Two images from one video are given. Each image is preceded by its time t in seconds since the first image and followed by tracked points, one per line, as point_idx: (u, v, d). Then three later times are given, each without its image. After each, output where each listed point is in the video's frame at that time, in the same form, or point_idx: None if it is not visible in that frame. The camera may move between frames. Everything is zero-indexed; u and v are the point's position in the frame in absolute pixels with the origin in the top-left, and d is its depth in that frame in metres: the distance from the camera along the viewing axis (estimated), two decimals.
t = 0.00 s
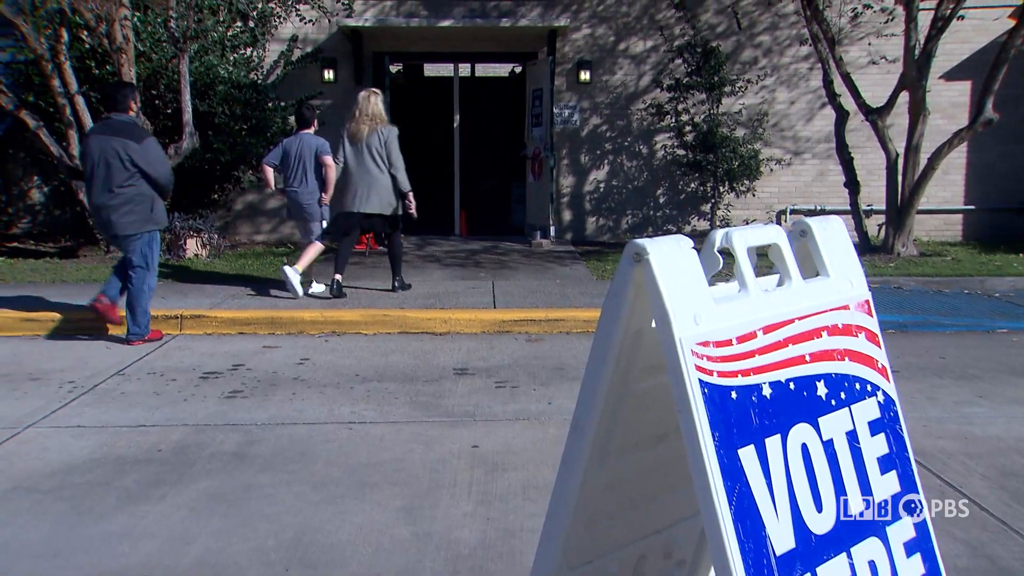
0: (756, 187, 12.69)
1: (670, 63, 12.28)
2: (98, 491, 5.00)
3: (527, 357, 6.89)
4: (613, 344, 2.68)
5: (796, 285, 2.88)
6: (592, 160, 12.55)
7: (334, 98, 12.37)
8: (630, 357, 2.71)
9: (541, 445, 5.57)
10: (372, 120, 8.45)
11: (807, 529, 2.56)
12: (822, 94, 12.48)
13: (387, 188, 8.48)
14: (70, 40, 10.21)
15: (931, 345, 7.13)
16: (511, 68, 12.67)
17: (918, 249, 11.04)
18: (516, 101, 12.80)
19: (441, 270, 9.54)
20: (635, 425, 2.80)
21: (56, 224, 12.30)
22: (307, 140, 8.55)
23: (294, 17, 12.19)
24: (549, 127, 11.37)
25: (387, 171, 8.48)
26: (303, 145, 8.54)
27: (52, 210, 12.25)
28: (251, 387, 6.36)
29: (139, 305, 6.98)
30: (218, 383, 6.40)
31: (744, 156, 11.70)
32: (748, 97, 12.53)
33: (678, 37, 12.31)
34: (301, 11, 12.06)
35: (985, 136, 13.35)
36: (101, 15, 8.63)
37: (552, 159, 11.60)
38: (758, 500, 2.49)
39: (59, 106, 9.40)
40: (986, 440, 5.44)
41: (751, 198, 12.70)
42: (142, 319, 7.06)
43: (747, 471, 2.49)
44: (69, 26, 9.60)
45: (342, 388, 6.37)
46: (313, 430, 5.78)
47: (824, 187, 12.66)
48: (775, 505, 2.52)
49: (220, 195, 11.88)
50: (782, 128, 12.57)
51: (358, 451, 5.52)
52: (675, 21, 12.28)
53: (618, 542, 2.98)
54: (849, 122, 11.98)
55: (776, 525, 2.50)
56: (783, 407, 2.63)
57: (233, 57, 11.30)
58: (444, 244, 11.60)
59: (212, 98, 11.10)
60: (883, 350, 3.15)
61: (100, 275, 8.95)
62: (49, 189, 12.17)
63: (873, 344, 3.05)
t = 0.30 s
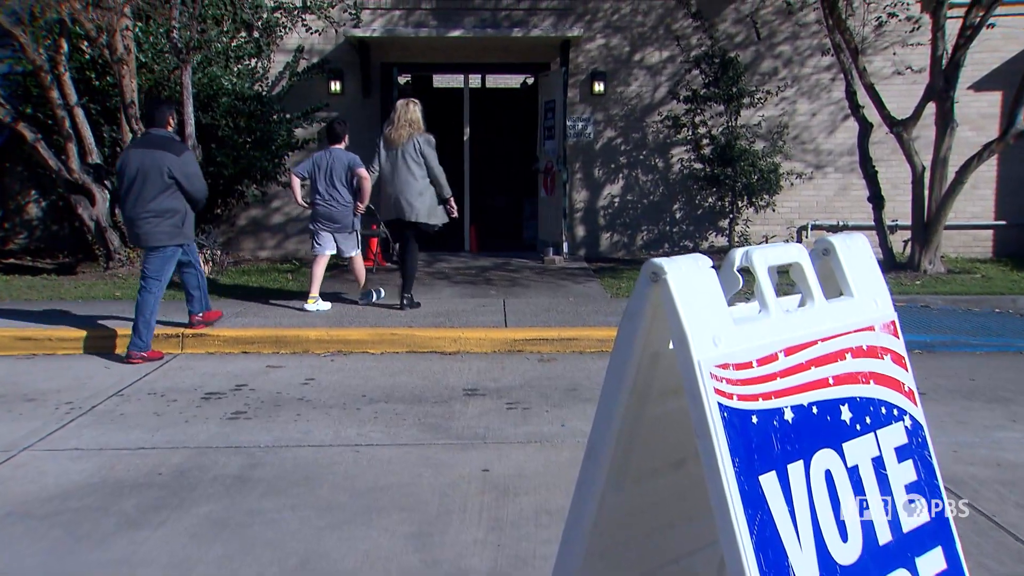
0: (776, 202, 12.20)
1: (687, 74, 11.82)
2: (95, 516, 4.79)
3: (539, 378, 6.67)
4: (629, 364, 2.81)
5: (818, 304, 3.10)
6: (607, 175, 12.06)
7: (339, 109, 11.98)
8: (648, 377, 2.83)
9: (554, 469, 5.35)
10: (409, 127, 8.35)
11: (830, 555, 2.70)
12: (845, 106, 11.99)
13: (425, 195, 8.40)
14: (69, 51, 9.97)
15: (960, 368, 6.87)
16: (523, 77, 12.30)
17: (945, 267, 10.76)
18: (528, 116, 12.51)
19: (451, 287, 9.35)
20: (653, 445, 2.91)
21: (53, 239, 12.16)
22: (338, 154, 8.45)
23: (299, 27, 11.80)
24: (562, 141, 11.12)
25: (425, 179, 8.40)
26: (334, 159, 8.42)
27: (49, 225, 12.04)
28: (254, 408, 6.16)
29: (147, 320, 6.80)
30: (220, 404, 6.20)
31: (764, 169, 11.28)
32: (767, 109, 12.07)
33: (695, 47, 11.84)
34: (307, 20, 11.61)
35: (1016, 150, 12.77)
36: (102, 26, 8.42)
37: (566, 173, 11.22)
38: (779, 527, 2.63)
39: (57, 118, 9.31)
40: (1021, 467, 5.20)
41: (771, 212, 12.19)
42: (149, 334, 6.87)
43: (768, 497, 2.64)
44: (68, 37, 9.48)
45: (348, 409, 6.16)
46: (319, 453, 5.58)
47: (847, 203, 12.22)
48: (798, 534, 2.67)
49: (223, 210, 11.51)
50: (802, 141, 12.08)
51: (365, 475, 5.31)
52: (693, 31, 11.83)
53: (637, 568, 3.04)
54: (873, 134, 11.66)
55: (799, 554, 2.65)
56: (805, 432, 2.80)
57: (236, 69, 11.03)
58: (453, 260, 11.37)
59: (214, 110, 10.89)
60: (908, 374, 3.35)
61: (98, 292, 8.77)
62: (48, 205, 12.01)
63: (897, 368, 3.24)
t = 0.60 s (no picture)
0: (793, 210, 11.81)
1: (700, 78, 11.56)
2: (89, 535, 4.59)
3: (548, 392, 6.46)
4: (643, 376, 2.80)
5: (838, 316, 3.06)
6: (618, 182, 11.75)
7: (343, 115, 11.66)
8: (660, 389, 2.82)
9: (564, 486, 5.15)
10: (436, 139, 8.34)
11: None
12: (864, 111, 11.65)
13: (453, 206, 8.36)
14: (65, 55, 9.77)
15: (986, 383, 6.64)
16: (532, 83, 11.91)
17: (970, 277, 10.52)
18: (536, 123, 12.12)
19: (457, 298, 9.16)
20: (665, 459, 2.89)
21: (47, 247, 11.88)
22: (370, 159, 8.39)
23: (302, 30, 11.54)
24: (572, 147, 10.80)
25: (453, 189, 8.36)
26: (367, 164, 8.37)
27: (44, 234, 11.79)
28: (254, 424, 5.96)
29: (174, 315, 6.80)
30: (220, 419, 6.00)
31: (781, 177, 11.07)
32: (784, 114, 11.69)
33: (709, 51, 11.54)
34: (309, 24, 11.39)
35: None
36: (99, 28, 8.34)
37: (576, 180, 10.81)
38: (797, 546, 2.63)
39: (53, 123, 9.22)
40: None
41: (789, 221, 11.81)
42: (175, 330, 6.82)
43: (786, 520, 2.64)
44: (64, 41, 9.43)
45: (351, 424, 5.96)
46: (321, 470, 5.38)
47: (868, 211, 11.77)
48: (817, 554, 2.66)
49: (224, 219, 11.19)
50: (820, 147, 11.72)
51: (368, 492, 5.11)
52: (707, 34, 11.53)
53: None
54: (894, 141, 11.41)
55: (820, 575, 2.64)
56: (824, 449, 2.78)
57: (237, 73, 10.68)
58: (460, 269, 11.17)
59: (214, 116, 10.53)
60: (934, 388, 3.30)
61: (94, 303, 8.59)
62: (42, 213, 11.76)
63: (922, 382, 3.19)
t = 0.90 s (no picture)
0: (813, 218, 11.38)
1: (716, 81, 11.09)
2: (82, 554, 4.38)
3: (558, 406, 6.25)
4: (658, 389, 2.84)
5: (859, 327, 3.07)
6: (631, 189, 11.31)
7: (347, 120, 11.18)
8: (676, 404, 2.86)
9: (576, 504, 4.94)
10: (468, 142, 8.26)
11: None
12: (887, 115, 11.18)
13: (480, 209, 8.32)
14: (60, 58, 9.53)
15: (1017, 398, 6.41)
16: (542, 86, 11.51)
17: (999, 287, 10.23)
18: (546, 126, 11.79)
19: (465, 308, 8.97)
20: (681, 478, 2.93)
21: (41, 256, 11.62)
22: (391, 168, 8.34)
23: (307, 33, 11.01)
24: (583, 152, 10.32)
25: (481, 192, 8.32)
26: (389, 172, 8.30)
27: (38, 242, 11.53)
28: (256, 438, 5.74)
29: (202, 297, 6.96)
30: (220, 433, 5.79)
31: (799, 183, 10.68)
32: (803, 118, 11.27)
33: (726, 53, 11.10)
34: (313, 25, 10.86)
35: None
36: (95, 30, 8.14)
37: (587, 187, 10.38)
38: (818, 564, 2.66)
39: (48, 128, 9.05)
40: None
41: (808, 229, 11.39)
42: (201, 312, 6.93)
43: (807, 539, 2.67)
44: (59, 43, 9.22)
45: (355, 439, 5.75)
46: (324, 486, 5.17)
47: (891, 219, 11.32)
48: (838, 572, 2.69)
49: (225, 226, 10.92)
50: (842, 152, 11.27)
51: (373, 509, 4.90)
52: (723, 36, 11.09)
53: None
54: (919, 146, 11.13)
55: None
56: (846, 467, 2.80)
57: (239, 76, 10.44)
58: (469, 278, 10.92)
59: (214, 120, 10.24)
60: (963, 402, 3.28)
61: (90, 313, 8.40)
62: (36, 221, 11.51)
63: (948, 397, 3.19)
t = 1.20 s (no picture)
0: (832, 224, 11.02)
1: (732, 83, 10.72)
2: (75, 573, 4.17)
3: (568, 419, 6.06)
4: (675, 400, 2.89)
5: (882, 338, 3.06)
6: (644, 195, 10.94)
7: (350, 123, 10.89)
8: (694, 416, 2.91)
9: (587, 520, 4.74)
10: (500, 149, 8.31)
11: None
12: (909, 117, 10.86)
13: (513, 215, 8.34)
14: (55, 59, 9.32)
15: None
16: (552, 89, 11.16)
17: None
18: (557, 130, 11.35)
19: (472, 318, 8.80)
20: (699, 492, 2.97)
21: (35, 264, 11.37)
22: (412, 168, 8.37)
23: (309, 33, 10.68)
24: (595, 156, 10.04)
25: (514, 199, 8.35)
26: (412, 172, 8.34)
27: (32, 249, 11.29)
28: (256, 451, 5.56)
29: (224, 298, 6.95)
30: (219, 446, 5.61)
31: (818, 189, 10.11)
32: (822, 121, 10.92)
33: (742, 54, 10.73)
34: (316, 25, 10.50)
35: None
36: (92, 31, 8.00)
37: (599, 193, 10.14)
38: None
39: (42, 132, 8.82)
40: None
41: (827, 236, 11.02)
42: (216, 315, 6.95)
43: (826, 558, 2.68)
44: (54, 45, 8.99)
45: (359, 453, 5.55)
46: (328, 501, 4.98)
47: (913, 224, 11.02)
48: None
49: (224, 232, 10.65)
50: (862, 156, 10.93)
51: (378, 526, 4.70)
52: (739, 36, 10.73)
53: None
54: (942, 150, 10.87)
55: None
56: (867, 484, 2.79)
57: (239, 78, 10.18)
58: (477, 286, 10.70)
59: (215, 124, 10.05)
60: (991, 415, 3.24)
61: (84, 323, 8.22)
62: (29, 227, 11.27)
63: (976, 410, 3.15)
